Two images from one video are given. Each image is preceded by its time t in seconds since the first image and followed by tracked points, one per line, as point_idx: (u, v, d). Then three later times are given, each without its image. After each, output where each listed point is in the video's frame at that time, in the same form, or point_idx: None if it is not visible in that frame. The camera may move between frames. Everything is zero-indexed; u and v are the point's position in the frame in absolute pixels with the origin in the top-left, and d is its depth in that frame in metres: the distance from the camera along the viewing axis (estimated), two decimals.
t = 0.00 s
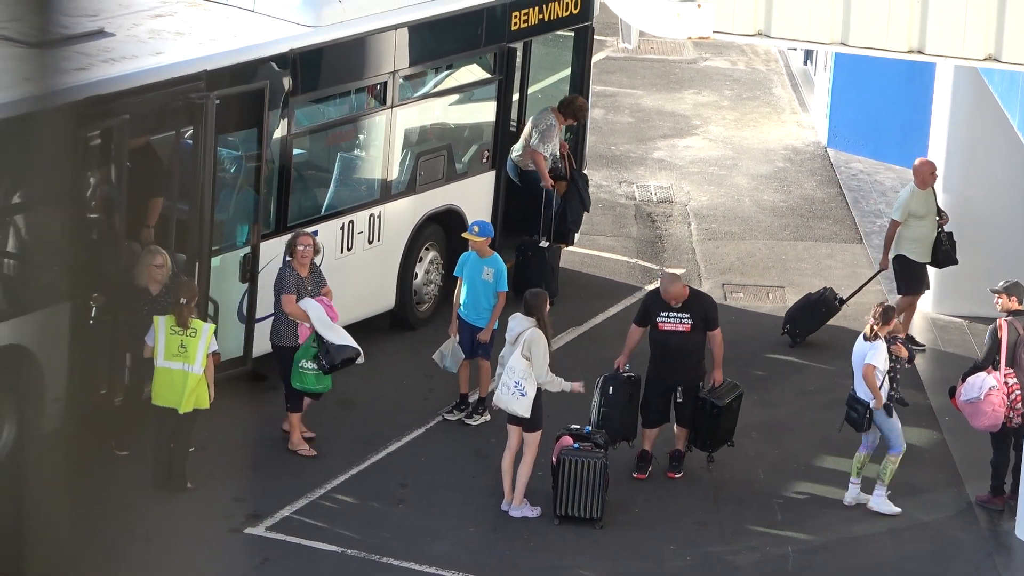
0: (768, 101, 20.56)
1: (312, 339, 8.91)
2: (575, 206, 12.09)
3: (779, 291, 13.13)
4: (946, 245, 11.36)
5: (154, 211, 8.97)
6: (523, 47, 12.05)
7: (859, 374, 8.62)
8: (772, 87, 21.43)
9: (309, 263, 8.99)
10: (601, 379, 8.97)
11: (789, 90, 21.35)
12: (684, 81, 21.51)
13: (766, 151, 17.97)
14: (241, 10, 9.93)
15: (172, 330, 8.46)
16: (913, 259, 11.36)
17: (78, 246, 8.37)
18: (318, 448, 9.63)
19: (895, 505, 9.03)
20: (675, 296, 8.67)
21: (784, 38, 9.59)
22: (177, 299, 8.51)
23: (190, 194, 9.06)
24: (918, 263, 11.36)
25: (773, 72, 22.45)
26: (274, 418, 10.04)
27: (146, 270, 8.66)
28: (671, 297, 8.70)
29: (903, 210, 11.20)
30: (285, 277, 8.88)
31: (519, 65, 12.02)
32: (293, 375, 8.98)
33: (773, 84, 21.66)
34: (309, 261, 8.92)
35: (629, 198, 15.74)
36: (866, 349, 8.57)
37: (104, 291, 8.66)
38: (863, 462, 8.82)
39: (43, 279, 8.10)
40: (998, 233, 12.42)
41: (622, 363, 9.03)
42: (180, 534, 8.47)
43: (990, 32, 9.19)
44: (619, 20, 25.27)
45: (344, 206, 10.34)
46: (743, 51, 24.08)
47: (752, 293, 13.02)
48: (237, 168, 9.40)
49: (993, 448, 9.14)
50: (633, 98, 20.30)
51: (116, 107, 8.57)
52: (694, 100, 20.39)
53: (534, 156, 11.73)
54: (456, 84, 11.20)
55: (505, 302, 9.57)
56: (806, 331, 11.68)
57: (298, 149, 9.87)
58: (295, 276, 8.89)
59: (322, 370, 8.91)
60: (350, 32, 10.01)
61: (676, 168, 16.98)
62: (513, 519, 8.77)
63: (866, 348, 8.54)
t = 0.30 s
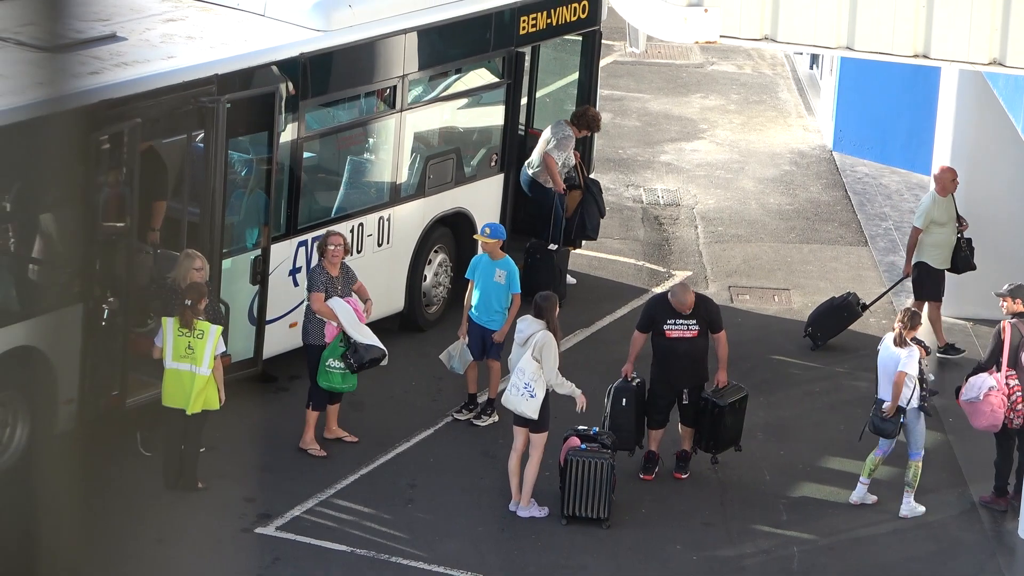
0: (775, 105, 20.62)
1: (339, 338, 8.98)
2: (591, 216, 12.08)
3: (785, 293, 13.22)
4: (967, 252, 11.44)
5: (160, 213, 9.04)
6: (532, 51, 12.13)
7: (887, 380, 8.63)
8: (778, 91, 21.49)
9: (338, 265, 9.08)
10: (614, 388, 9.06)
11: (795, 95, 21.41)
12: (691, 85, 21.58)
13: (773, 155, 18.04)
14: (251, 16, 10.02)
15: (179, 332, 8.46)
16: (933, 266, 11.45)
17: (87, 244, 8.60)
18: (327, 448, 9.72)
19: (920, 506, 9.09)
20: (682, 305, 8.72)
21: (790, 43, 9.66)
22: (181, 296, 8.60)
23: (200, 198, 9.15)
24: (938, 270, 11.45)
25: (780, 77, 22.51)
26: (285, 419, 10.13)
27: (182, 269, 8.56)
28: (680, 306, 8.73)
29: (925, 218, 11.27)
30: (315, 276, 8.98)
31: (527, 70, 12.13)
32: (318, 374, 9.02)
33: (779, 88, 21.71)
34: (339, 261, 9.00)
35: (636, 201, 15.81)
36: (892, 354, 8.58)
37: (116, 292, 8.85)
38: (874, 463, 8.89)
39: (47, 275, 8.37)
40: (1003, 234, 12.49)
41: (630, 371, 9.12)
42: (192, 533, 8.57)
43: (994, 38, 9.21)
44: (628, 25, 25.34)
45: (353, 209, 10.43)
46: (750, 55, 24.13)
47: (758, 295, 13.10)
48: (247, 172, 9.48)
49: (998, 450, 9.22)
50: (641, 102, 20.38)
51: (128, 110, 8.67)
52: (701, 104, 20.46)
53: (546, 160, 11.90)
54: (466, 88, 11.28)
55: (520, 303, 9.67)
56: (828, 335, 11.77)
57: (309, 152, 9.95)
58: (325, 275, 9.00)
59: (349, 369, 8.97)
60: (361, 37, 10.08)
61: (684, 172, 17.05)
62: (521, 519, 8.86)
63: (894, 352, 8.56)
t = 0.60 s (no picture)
0: (776, 113, 20.91)
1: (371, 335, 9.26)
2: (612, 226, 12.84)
3: (785, 295, 13.51)
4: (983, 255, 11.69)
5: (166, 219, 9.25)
6: (540, 60, 12.41)
7: (903, 380, 8.80)
8: (779, 99, 21.77)
9: (369, 264, 9.38)
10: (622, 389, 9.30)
11: (796, 103, 21.69)
12: (695, 94, 21.85)
13: (774, 161, 18.32)
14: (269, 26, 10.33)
15: (193, 331, 8.72)
16: (952, 273, 11.70)
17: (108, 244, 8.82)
18: (341, 445, 10.01)
19: (915, 502, 9.37)
20: (684, 303, 8.99)
21: (791, 54, 9.58)
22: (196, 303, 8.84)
23: (218, 202, 9.45)
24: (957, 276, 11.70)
25: (781, 85, 22.79)
26: (300, 417, 10.42)
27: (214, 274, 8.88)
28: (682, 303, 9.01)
29: (942, 227, 11.52)
30: (346, 275, 9.31)
31: (535, 79, 12.42)
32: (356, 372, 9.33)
33: (780, 96, 22.00)
34: (369, 260, 9.30)
35: (641, 206, 16.10)
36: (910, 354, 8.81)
37: (135, 298, 9.11)
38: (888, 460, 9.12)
39: (71, 273, 8.68)
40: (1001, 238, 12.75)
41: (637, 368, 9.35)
42: (211, 526, 8.85)
43: (988, 48, 9.27)
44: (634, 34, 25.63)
45: (366, 214, 10.72)
46: (752, 65, 24.40)
47: (760, 298, 13.39)
48: (264, 177, 9.77)
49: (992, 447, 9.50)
50: (646, 110, 20.66)
51: (150, 117, 8.96)
52: (704, 112, 20.73)
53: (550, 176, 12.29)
54: (476, 96, 11.58)
55: (527, 303, 9.93)
56: (845, 339, 12.02)
57: (323, 158, 10.25)
58: (354, 274, 9.30)
59: (383, 364, 9.24)
60: (374, 47, 10.37)
61: (687, 178, 17.33)
62: (529, 514, 9.15)
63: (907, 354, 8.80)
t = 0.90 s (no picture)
0: (776, 119, 21.15)
1: (398, 338, 9.48)
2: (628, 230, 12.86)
3: (785, 296, 13.76)
4: (992, 261, 11.87)
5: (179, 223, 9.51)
6: (545, 68, 12.65)
7: (904, 381, 9.02)
8: (779, 106, 22.01)
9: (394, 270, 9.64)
10: (629, 380, 9.45)
11: (795, 109, 21.93)
12: (696, 101, 22.08)
13: (774, 166, 18.55)
14: (282, 34, 10.58)
15: (204, 330, 8.94)
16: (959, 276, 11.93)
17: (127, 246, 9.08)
18: (351, 442, 10.26)
19: (911, 498, 9.63)
20: (692, 299, 9.21)
21: (790, 62, 9.24)
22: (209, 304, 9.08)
23: (233, 205, 9.70)
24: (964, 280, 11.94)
25: (781, 93, 23.02)
26: (311, 416, 10.66)
27: (243, 280, 9.21)
28: (690, 298, 9.21)
29: (951, 232, 11.73)
30: (372, 282, 9.54)
31: (540, 86, 12.66)
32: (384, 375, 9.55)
33: (779, 102, 22.25)
34: (394, 266, 9.56)
35: (644, 210, 16.33)
36: (911, 355, 9.02)
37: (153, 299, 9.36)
38: (887, 459, 9.36)
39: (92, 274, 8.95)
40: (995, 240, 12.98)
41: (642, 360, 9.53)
42: (225, 520, 9.09)
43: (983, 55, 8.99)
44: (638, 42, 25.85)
45: (377, 217, 10.97)
46: (752, 72, 24.62)
47: (760, 299, 13.63)
48: (278, 182, 10.02)
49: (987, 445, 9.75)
50: (649, 117, 20.89)
51: (166, 122, 9.23)
52: (706, 119, 20.97)
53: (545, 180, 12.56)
54: (483, 102, 11.83)
55: (527, 301, 10.18)
56: (862, 340, 12.24)
57: (335, 162, 10.51)
58: (379, 280, 9.54)
59: (411, 367, 9.47)
60: (384, 54, 10.62)
61: (689, 182, 17.57)
62: (535, 509, 9.39)
63: (908, 354, 9.02)
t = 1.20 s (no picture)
0: (777, 122, 21.41)
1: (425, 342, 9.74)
2: (647, 244, 13.19)
3: (787, 295, 14.01)
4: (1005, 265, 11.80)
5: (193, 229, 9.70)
6: (551, 75, 12.90)
7: (906, 377, 9.26)
8: (779, 109, 22.27)
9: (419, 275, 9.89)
10: (635, 372, 9.67)
11: (795, 112, 22.19)
12: (698, 105, 22.34)
13: (774, 168, 18.80)
14: (294, 44, 10.84)
15: (214, 330, 9.16)
16: (970, 275, 11.99)
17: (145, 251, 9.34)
18: (364, 441, 10.52)
19: (910, 491, 9.87)
20: (702, 296, 9.50)
21: (791, 66, 9.42)
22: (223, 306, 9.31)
23: (248, 212, 9.96)
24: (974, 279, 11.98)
25: (780, 96, 23.27)
26: (325, 416, 10.93)
27: (275, 292, 9.46)
28: (701, 293, 9.50)
29: (957, 230, 11.89)
30: (401, 288, 9.82)
31: (546, 93, 12.91)
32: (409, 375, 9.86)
33: (780, 106, 22.50)
34: (419, 271, 9.81)
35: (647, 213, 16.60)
36: (908, 352, 9.26)
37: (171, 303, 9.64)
38: (885, 453, 9.62)
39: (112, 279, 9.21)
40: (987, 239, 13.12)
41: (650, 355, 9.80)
42: (242, 517, 9.35)
43: (977, 60, 9.16)
44: (640, 48, 26.10)
45: (387, 222, 11.23)
46: (752, 76, 24.88)
47: (762, 298, 13.88)
48: (291, 188, 10.29)
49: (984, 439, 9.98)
50: (652, 121, 21.14)
51: (182, 132, 9.49)
52: (708, 122, 21.22)
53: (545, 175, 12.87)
54: (490, 109, 12.08)
55: (528, 296, 10.46)
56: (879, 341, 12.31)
57: (348, 168, 10.78)
58: (406, 284, 9.80)
59: (434, 370, 9.74)
60: (394, 63, 10.87)
61: (692, 185, 17.82)
62: (544, 505, 9.65)
63: (904, 351, 9.27)
